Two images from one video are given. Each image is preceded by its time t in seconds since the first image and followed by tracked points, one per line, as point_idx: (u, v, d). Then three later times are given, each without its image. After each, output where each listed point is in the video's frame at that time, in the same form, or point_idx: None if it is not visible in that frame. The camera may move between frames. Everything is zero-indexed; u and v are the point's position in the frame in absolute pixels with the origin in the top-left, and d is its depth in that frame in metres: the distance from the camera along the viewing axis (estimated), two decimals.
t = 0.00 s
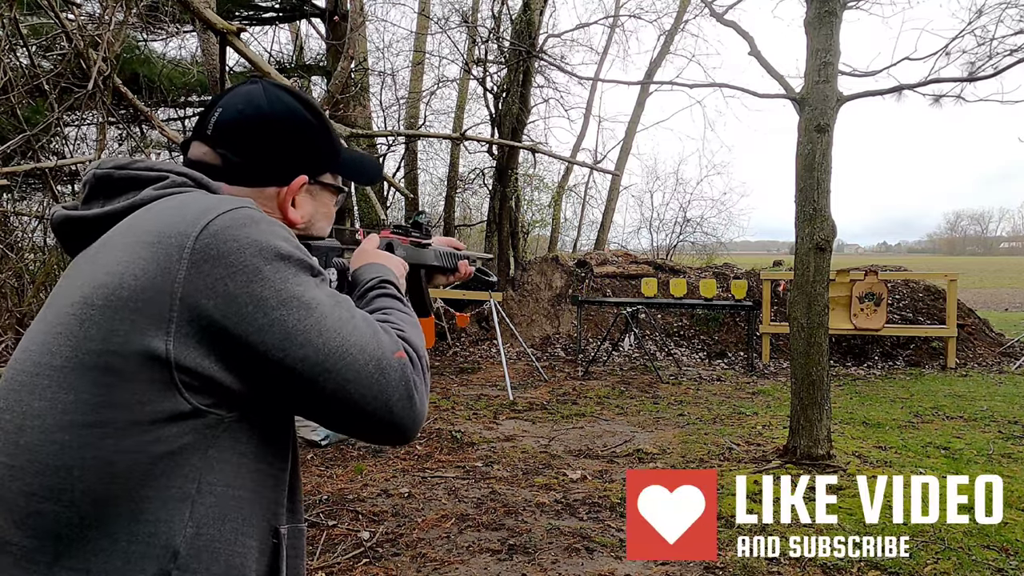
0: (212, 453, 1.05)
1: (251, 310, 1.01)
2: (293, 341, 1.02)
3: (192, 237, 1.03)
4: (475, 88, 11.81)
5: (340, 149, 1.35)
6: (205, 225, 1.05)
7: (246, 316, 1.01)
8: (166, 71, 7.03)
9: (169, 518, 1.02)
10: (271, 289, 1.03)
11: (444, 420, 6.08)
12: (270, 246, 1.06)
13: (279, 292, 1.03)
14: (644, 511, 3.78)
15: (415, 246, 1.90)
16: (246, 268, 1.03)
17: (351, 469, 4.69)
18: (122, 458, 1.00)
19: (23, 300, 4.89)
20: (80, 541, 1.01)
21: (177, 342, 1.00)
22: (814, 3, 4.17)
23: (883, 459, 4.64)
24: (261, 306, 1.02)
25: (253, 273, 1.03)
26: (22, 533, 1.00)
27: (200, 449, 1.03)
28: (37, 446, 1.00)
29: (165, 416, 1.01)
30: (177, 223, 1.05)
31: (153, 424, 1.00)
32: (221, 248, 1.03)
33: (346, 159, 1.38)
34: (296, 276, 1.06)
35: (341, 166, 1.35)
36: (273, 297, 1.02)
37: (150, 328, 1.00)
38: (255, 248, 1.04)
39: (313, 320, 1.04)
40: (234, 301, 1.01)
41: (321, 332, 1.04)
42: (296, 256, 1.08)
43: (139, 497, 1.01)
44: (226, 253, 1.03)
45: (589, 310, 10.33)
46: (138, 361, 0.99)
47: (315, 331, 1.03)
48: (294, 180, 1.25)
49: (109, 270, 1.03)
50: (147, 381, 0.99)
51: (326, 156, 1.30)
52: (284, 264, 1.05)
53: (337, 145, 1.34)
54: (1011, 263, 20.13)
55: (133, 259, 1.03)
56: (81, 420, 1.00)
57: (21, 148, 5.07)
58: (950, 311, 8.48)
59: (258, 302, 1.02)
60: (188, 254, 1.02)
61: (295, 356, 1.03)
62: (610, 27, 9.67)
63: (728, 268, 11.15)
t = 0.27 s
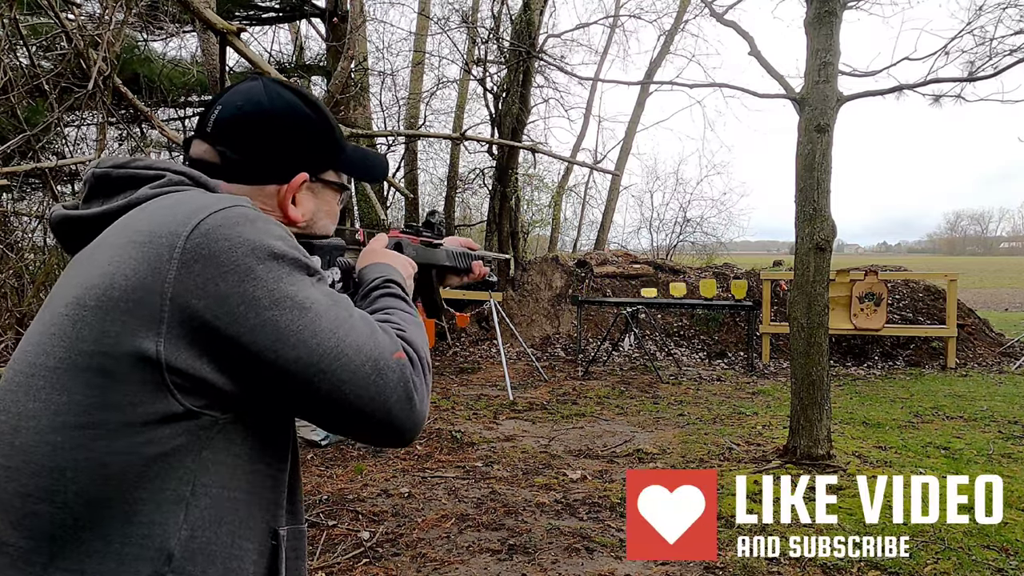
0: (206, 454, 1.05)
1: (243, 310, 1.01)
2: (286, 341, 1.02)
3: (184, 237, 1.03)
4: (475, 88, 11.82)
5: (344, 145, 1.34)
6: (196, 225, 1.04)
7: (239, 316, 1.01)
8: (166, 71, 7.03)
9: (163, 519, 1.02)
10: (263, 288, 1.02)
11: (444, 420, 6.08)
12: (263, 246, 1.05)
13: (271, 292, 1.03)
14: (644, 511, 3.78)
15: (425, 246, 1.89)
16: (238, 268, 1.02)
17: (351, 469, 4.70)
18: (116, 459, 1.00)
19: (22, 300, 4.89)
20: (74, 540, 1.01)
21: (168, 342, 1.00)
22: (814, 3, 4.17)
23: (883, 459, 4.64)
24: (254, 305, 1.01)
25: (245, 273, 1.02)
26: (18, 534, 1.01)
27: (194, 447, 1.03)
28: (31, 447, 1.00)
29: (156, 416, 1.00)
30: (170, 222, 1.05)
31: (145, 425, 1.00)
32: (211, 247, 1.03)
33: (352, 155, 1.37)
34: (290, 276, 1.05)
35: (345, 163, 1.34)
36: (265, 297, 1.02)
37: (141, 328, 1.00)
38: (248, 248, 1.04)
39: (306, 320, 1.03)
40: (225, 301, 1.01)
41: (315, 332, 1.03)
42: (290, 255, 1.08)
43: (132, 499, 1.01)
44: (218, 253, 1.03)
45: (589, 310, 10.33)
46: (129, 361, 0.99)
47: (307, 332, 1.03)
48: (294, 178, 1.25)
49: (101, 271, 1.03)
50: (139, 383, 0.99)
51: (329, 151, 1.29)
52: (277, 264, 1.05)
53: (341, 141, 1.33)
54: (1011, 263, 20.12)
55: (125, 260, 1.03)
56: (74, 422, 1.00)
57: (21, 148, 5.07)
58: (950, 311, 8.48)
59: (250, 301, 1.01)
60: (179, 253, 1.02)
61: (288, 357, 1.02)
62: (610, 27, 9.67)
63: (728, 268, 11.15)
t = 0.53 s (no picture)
0: (202, 462, 1.04)
1: (238, 317, 1.00)
2: (282, 350, 1.01)
3: (180, 242, 1.03)
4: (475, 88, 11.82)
5: (347, 142, 1.34)
6: (193, 229, 1.04)
7: (235, 324, 1.00)
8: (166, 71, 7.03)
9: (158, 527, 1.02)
10: (260, 296, 1.02)
11: (444, 420, 6.08)
12: (261, 252, 1.05)
13: (268, 300, 1.02)
14: (644, 511, 3.78)
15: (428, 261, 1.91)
16: (234, 274, 1.02)
17: (351, 469, 4.69)
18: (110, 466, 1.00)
19: (22, 300, 4.88)
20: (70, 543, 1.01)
21: (162, 348, 0.99)
22: (814, 3, 4.17)
23: (883, 459, 4.64)
24: (249, 313, 1.01)
25: (242, 280, 1.02)
26: (15, 537, 1.02)
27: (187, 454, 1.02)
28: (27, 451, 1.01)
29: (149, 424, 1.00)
30: (167, 227, 1.05)
31: (138, 432, 1.00)
32: (207, 253, 1.02)
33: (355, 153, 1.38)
34: (288, 284, 1.05)
35: (347, 160, 1.34)
36: (261, 305, 1.02)
37: (136, 333, 0.99)
38: (246, 255, 1.03)
39: (302, 329, 1.02)
40: (220, 308, 1.00)
41: (312, 341, 1.03)
42: (288, 261, 1.07)
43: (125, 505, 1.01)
44: (214, 259, 1.02)
45: (589, 310, 10.34)
46: (123, 365, 0.98)
47: (303, 341, 1.02)
48: (296, 176, 1.25)
49: (96, 276, 1.03)
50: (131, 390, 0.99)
51: (331, 147, 1.29)
52: (275, 271, 1.04)
53: (343, 138, 1.33)
54: (1011, 263, 20.12)
55: (120, 265, 1.03)
56: (70, 427, 1.00)
57: (21, 148, 5.07)
58: (950, 311, 8.48)
59: (246, 309, 1.01)
60: (175, 258, 1.02)
61: (284, 365, 1.01)
62: (610, 27, 9.67)
63: (728, 268, 11.15)
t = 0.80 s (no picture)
0: (194, 478, 1.03)
1: (220, 337, 0.98)
2: (263, 373, 0.98)
3: (166, 254, 1.00)
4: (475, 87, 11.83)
5: (333, 117, 1.29)
6: (180, 242, 1.01)
7: (215, 342, 0.98)
8: (166, 71, 7.04)
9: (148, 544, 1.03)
10: (245, 316, 0.99)
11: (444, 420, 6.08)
12: (250, 270, 1.02)
13: (252, 321, 0.99)
14: (644, 511, 3.77)
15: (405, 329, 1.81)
16: (221, 291, 0.99)
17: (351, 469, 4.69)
18: (100, 484, 1.00)
19: (22, 301, 4.88)
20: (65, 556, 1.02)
21: (142, 364, 0.97)
22: (814, 3, 4.17)
23: (883, 459, 4.64)
24: (233, 333, 0.98)
25: (227, 298, 0.99)
26: (14, 553, 1.02)
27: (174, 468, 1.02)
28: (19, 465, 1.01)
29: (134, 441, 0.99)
30: (154, 237, 1.02)
31: (124, 449, 0.99)
32: (194, 267, 1.00)
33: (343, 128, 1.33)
34: (275, 304, 1.02)
35: (334, 137, 1.29)
36: (245, 326, 0.99)
37: (116, 345, 0.97)
38: (234, 272, 1.01)
39: (286, 354, 0.99)
40: (203, 326, 0.98)
41: (295, 368, 0.99)
42: (279, 280, 1.04)
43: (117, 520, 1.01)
44: (201, 274, 1.00)
45: (589, 310, 10.33)
46: (104, 376, 0.97)
47: (286, 366, 0.99)
48: (288, 158, 1.21)
49: (83, 286, 1.01)
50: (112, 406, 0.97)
51: (319, 126, 1.25)
52: (263, 290, 1.02)
53: (329, 114, 1.28)
54: (1011, 263, 20.12)
55: (104, 274, 1.01)
56: (59, 444, 1.00)
57: (21, 148, 5.07)
58: (950, 311, 8.47)
59: (228, 329, 0.98)
60: (159, 270, 0.99)
61: (263, 390, 0.98)
62: (610, 26, 9.68)
63: (728, 268, 11.15)
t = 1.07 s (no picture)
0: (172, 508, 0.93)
1: (178, 367, 0.90)
2: (217, 416, 0.90)
3: (140, 270, 0.93)
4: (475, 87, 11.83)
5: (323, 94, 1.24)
6: (157, 262, 0.94)
7: (173, 372, 0.90)
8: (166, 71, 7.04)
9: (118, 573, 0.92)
10: (211, 350, 0.91)
11: (444, 420, 6.08)
12: (226, 302, 0.94)
13: (215, 356, 0.91)
14: (644, 511, 3.76)
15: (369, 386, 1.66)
16: (192, 319, 0.92)
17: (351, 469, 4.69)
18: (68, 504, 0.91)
19: (22, 301, 4.88)
20: None
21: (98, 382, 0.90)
22: (814, 3, 4.17)
23: (883, 459, 4.64)
24: (194, 365, 0.90)
25: (194, 327, 0.91)
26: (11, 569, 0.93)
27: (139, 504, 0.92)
28: None
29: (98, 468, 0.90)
30: (130, 249, 0.95)
31: (92, 471, 0.90)
32: (169, 287, 0.92)
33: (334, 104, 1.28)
34: (245, 342, 0.94)
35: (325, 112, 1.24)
36: (209, 360, 0.91)
37: (72, 358, 0.90)
38: (210, 301, 0.93)
39: (245, 402, 0.92)
40: (163, 356, 0.90)
41: (253, 419, 0.92)
42: (258, 317, 0.96)
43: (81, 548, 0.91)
44: (172, 295, 0.92)
45: (589, 310, 10.33)
46: (59, 384, 0.90)
47: (243, 414, 0.91)
48: (285, 143, 1.16)
49: (60, 293, 0.94)
50: (76, 422, 0.90)
51: (314, 107, 1.21)
52: (237, 325, 0.94)
53: (320, 90, 1.23)
54: (1012, 263, 20.13)
55: (74, 280, 0.94)
56: (44, 456, 0.91)
57: (21, 148, 5.07)
58: (950, 311, 8.47)
59: (189, 361, 0.90)
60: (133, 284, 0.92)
61: (212, 433, 0.91)
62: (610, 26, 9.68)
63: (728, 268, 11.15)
